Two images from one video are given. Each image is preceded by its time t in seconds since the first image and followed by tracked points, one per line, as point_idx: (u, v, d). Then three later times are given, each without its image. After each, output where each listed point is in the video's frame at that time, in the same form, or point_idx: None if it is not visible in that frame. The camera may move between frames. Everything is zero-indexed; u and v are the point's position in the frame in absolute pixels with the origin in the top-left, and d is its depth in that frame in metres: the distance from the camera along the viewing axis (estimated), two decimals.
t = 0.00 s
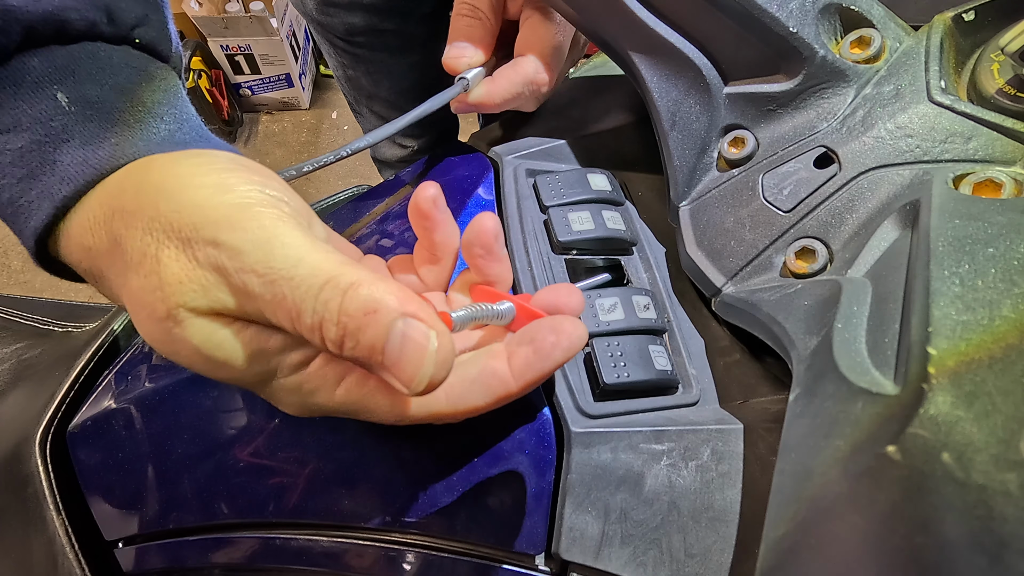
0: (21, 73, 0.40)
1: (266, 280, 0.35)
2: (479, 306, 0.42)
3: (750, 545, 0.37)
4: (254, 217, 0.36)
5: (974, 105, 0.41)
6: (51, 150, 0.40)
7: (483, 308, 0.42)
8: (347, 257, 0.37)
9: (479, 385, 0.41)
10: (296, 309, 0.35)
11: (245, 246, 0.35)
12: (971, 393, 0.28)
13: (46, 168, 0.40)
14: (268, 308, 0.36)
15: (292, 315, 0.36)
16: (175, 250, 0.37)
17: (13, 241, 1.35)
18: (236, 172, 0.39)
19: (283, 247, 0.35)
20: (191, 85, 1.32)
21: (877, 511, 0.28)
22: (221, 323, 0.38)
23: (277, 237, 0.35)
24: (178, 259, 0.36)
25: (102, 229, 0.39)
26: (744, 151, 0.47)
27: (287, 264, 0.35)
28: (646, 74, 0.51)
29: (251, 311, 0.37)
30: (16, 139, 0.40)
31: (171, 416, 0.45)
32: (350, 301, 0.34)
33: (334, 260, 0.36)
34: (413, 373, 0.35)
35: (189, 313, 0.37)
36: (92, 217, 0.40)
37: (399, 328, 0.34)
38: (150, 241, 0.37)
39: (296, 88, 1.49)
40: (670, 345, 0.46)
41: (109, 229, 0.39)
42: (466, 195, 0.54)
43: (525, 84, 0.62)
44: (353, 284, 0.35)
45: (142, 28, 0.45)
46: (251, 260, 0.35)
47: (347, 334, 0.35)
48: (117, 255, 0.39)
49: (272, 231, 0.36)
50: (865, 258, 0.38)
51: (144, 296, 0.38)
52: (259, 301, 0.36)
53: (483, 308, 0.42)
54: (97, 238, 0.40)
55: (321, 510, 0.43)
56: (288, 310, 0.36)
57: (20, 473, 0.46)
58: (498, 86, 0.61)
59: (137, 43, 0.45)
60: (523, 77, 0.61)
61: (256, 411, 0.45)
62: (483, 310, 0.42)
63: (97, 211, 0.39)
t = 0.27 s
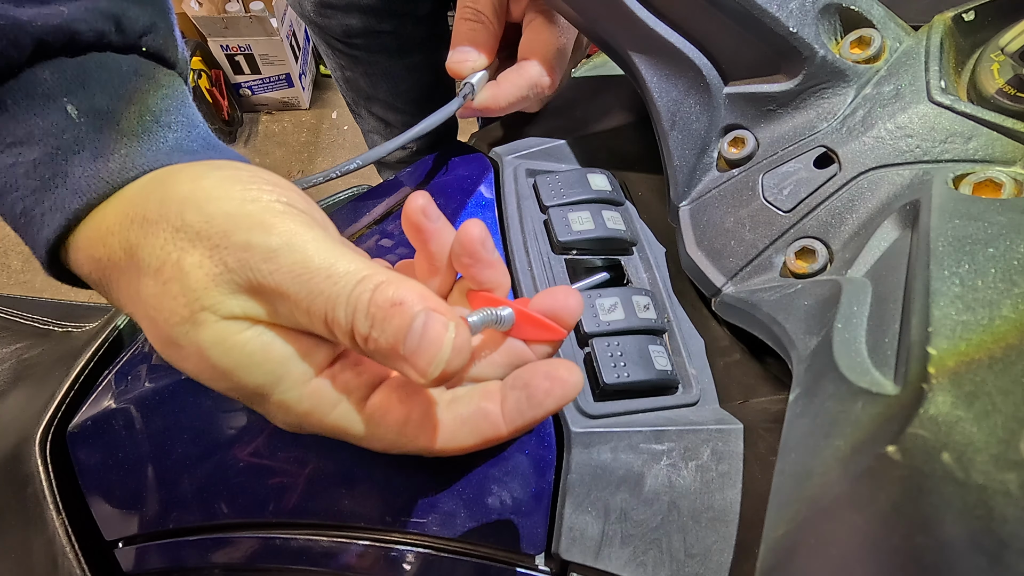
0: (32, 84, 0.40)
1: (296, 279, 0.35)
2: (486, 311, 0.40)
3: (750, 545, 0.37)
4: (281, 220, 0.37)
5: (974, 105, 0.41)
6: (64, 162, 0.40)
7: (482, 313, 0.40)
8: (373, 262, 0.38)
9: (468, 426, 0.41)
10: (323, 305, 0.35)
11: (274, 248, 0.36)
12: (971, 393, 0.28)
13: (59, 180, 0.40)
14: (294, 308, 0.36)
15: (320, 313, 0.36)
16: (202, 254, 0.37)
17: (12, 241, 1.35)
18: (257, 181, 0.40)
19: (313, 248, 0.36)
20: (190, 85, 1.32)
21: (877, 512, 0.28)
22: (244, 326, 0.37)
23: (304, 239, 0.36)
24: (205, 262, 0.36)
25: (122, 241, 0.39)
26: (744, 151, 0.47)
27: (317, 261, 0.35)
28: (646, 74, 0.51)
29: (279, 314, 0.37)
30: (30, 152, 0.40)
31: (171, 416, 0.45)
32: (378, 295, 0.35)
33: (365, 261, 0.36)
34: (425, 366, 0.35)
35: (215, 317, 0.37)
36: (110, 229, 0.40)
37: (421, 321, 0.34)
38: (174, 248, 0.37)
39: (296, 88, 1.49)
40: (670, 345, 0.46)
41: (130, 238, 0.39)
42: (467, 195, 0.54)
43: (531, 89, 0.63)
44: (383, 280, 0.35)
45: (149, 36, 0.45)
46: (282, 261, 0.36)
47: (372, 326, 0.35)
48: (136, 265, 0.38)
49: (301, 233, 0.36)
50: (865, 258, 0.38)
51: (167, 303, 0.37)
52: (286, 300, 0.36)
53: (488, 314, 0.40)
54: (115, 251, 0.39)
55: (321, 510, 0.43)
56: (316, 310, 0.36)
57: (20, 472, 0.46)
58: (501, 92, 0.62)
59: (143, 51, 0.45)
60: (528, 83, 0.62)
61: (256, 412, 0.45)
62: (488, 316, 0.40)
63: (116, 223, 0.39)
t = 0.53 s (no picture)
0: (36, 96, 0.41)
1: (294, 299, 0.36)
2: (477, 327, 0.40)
3: (750, 545, 0.37)
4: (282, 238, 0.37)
5: (974, 105, 0.41)
6: (65, 170, 0.40)
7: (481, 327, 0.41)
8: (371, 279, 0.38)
9: (466, 436, 0.41)
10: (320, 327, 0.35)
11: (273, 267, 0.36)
12: (971, 393, 0.28)
13: (59, 188, 0.40)
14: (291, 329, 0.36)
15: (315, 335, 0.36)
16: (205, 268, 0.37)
17: (12, 241, 1.35)
18: (257, 193, 0.40)
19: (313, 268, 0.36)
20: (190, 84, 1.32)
21: (877, 511, 0.28)
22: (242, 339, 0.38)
23: (302, 258, 0.36)
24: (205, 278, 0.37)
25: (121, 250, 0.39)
26: (744, 151, 0.47)
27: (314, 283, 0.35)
28: (647, 74, 0.51)
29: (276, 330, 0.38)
30: (31, 159, 0.41)
31: (171, 416, 0.45)
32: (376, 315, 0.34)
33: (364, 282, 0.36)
34: (422, 390, 0.35)
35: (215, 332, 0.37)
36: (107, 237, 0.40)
37: (418, 345, 0.34)
38: (175, 260, 0.38)
39: (296, 88, 1.49)
40: (670, 345, 0.46)
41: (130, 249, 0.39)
42: (467, 195, 0.55)
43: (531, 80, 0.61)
44: (379, 302, 0.35)
45: (151, 43, 0.46)
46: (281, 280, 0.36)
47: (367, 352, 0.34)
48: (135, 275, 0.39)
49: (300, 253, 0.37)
50: (865, 258, 0.38)
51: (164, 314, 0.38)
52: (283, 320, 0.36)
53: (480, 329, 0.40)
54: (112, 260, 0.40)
55: (321, 510, 0.43)
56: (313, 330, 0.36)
57: (20, 472, 0.46)
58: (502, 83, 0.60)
59: (145, 58, 0.46)
60: (528, 73, 0.61)
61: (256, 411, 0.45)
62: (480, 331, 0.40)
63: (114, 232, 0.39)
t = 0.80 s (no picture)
0: (63, 67, 0.42)
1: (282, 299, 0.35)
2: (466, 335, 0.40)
3: (750, 545, 0.37)
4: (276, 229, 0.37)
5: (974, 105, 0.41)
6: (82, 140, 0.41)
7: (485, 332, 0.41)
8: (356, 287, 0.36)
9: (476, 417, 0.40)
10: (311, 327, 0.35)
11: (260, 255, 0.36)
12: (971, 393, 0.28)
13: (75, 155, 0.41)
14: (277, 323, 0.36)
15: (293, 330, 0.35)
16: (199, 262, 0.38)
17: (12, 241, 1.35)
18: (261, 187, 0.40)
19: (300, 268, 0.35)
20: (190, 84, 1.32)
21: (877, 512, 0.28)
22: (227, 331, 0.40)
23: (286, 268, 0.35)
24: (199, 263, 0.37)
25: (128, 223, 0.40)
26: (744, 151, 0.47)
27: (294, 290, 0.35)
28: (646, 74, 0.51)
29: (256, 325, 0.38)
30: (49, 128, 0.41)
31: (171, 416, 0.45)
32: (344, 334, 0.33)
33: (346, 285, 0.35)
34: (390, 421, 0.33)
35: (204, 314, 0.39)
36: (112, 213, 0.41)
37: (386, 370, 0.33)
38: (173, 243, 0.39)
39: (296, 88, 1.49)
40: (670, 345, 0.46)
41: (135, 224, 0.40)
42: (467, 195, 0.54)
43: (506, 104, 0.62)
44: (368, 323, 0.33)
45: (173, 33, 0.47)
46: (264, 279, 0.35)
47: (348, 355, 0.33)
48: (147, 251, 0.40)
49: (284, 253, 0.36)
50: (865, 258, 0.38)
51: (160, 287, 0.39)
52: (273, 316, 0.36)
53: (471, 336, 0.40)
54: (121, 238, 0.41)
55: (321, 510, 0.43)
56: (288, 332, 0.36)
57: (20, 472, 0.46)
58: (478, 104, 0.61)
59: (166, 47, 0.47)
60: (504, 97, 0.62)
61: (256, 411, 0.45)
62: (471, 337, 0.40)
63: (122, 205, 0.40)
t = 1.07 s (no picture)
0: (46, 24, 0.41)
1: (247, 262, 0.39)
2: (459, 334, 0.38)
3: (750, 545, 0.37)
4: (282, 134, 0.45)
5: (974, 105, 0.41)
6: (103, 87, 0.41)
7: (481, 332, 0.39)
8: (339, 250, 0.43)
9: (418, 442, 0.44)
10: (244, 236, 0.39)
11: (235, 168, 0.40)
12: (971, 393, 0.28)
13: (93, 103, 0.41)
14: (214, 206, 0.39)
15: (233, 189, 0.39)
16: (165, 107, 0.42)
17: (12, 241, 1.35)
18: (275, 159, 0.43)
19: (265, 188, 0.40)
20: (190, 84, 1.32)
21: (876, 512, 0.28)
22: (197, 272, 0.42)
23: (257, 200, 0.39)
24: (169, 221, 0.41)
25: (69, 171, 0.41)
26: (744, 151, 0.47)
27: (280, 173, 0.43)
28: (646, 74, 0.51)
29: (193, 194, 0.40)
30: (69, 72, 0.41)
31: (171, 416, 0.45)
32: (266, 244, 0.39)
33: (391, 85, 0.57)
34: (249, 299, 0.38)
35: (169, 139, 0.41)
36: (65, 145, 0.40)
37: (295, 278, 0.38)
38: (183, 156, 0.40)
39: (296, 88, 1.49)
40: (670, 345, 0.46)
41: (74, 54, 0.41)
42: (467, 194, 0.53)
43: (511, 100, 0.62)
44: (285, 227, 0.39)
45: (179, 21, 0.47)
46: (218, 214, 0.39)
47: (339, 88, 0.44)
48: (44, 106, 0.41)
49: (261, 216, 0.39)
50: (865, 258, 0.38)
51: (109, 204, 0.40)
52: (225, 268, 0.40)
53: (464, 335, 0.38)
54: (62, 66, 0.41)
55: (321, 510, 0.43)
56: (248, 295, 0.40)
57: (20, 472, 0.46)
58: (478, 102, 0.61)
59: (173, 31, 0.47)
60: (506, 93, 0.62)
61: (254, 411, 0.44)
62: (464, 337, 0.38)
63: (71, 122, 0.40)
